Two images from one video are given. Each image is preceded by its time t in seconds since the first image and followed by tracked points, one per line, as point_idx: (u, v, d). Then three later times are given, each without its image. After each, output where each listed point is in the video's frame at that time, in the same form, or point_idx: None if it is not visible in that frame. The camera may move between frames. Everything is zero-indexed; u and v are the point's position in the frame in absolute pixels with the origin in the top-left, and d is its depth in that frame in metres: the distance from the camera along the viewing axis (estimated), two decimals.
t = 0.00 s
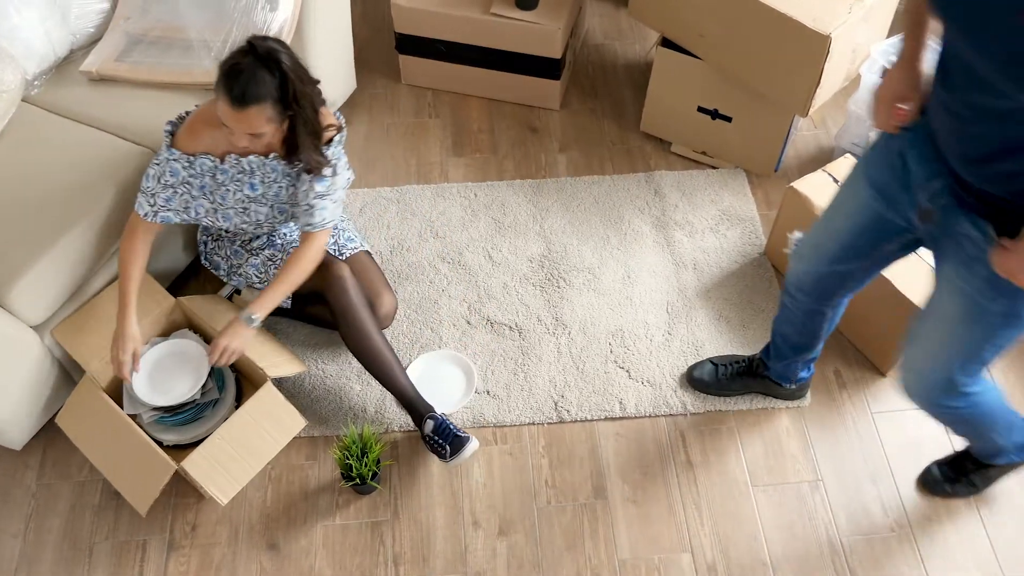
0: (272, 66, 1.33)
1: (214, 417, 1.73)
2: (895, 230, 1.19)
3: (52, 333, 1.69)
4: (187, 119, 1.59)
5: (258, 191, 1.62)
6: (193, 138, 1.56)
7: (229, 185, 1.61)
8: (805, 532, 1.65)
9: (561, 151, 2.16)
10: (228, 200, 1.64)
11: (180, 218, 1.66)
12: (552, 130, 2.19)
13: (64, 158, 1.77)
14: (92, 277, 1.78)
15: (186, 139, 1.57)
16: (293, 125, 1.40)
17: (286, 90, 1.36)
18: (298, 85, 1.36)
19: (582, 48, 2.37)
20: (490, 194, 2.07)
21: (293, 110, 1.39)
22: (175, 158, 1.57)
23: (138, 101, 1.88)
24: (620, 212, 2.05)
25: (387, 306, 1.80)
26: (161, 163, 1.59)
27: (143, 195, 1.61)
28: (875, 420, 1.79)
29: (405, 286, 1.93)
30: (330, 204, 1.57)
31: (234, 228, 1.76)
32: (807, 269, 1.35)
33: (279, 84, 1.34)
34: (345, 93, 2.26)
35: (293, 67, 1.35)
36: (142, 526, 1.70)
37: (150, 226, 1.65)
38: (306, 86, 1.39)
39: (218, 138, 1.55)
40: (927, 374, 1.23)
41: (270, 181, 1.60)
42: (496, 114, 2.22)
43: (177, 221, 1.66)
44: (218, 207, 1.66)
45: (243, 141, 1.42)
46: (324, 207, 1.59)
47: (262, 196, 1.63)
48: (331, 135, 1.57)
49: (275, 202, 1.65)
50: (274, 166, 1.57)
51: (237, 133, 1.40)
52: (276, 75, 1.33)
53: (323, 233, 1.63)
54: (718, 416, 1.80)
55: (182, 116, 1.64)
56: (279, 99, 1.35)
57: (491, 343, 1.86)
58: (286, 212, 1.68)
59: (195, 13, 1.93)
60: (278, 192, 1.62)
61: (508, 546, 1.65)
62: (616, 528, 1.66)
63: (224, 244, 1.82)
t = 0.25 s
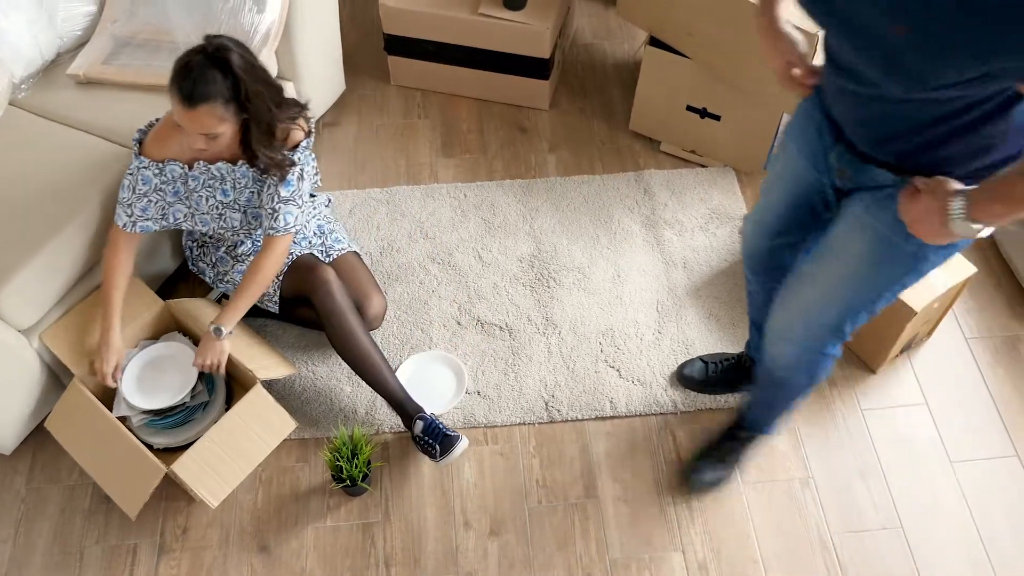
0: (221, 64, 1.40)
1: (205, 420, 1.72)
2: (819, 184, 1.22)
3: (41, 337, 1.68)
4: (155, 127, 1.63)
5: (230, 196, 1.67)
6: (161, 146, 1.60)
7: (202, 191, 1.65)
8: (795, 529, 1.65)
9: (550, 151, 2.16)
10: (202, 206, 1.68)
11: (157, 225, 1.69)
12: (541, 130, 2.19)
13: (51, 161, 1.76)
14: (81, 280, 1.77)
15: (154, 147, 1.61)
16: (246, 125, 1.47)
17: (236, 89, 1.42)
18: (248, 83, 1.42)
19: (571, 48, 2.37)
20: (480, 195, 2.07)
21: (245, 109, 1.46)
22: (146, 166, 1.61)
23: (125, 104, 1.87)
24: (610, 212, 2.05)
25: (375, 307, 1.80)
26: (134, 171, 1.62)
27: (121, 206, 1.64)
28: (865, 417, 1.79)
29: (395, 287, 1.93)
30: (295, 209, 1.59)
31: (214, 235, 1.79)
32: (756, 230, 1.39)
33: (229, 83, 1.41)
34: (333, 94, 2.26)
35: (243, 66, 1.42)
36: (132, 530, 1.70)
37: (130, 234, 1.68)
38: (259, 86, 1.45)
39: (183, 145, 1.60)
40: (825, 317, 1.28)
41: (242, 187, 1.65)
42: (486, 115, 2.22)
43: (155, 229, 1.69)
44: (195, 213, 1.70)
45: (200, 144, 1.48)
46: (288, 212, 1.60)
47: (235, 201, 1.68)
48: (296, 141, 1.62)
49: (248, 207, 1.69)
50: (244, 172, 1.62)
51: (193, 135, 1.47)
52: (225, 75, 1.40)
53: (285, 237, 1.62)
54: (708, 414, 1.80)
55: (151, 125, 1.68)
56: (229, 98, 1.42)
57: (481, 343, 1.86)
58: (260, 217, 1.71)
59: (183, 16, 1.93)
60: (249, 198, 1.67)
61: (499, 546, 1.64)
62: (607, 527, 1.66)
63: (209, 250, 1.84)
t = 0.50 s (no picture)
0: (193, 72, 1.42)
1: (195, 424, 1.72)
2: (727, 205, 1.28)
3: (30, 341, 1.67)
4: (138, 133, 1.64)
5: (218, 199, 1.67)
6: (144, 152, 1.61)
7: (189, 195, 1.66)
8: (787, 527, 1.66)
9: (540, 151, 2.16)
10: (190, 209, 1.69)
11: (145, 230, 1.69)
12: (532, 130, 2.19)
13: (39, 164, 1.75)
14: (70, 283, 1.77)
15: (138, 152, 1.62)
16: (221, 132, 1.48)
17: (209, 97, 1.44)
18: (220, 91, 1.44)
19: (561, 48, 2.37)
20: (470, 195, 2.07)
21: (220, 116, 1.47)
22: (130, 171, 1.61)
23: (113, 107, 1.87)
24: (600, 212, 2.05)
25: (367, 308, 1.79)
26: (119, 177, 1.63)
27: (106, 210, 1.64)
28: (856, 415, 1.80)
29: (385, 288, 1.93)
30: (282, 209, 1.59)
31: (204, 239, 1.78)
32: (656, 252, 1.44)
33: (201, 90, 1.43)
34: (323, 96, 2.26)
35: (216, 74, 1.43)
36: (124, 534, 1.69)
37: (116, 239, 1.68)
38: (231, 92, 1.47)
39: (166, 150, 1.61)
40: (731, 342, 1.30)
41: (229, 189, 1.65)
42: (476, 115, 2.23)
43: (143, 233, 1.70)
44: (183, 217, 1.70)
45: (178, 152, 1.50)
46: (276, 212, 1.60)
47: (223, 204, 1.68)
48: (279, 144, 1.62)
49: (236, 209, 1.69)
50: (230, 175, 1.62)
51: (172, 142, 1.49)
52: (197, 83, 1.42)
53: (274, 239, 1.63)
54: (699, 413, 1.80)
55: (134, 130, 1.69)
56: (202, 105, 1.43)
57: (472, 344, 1.86)
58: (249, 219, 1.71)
59: (171, 18, 1.93)
60: (237, 200, 1.67)
61: (491, 546, 1.64)
62: (599, 527, 1.66)
63: (200, 253, 1.84)
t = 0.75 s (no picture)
0: (183, 75, 1.41)
1: (186, 427, 1.72)
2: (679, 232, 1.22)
3: (20, 345, 1.67)
4: (127, 135, 1.63)
5: (208, 200, 1.67)
6: (133, 154, 1.60)
7: (179, 197, 1.65)
8: (779, 526, 1.66)
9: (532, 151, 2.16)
10: (180, 211, 1.68)
11: (135, 232, 1.69)
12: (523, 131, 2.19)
13: (28, 167, 1.75)
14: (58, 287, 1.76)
15: (128, 156, 1.61)
16: (214, 135, 1.47)
17: (200, 99, 1.43)
18: (212, 93, 1.43)
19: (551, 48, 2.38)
20: (462, 196, 2.08)
21: (212, 118, 1.46)
22: (120, 172, 1.61)
23: (103, 110, 1.87)
24: (592, 211, 2.05)
25: (359, 310, 1.79)
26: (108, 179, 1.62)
27: (94, 213, 1.63)
28: (847, 412, 1.80)
29: (377, 289, 1.93)
30: (272, 210, 1.59)
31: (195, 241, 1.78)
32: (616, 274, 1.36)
33: (193, 93, 1.42)
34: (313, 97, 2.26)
35: (207, 76, 1.43)
36: (116, 537, 1.69)
37: (105, 241, 1.67)
38: (222, 95, 1.46)
39: (157, 153, 1.60)
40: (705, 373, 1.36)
41: (219, 191, 1.65)
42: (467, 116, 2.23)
43: (133, 235, 1.69)
44: (173, 219, 1.70)
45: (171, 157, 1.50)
46: (266, 214, 1.60)
47: (213, 205, 1.68)
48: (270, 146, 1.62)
49: (227, 211, 1.69)
50: (220, 177, 1.62)
51: (164, 145, 1.48)
52: (188, 86, 1.41)
53: (264, 240, 1.63)
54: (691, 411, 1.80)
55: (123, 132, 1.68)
56: (194, 108, 1.43)
57: (464, 344, 1.86)
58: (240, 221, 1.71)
59: (161, 20, 1.93)
60: (227, 202, 1.67)
61: (484, 547, 1.64)
62: (592, 526, 1.66)
63: (190, 256, 1.83)
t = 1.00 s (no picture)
0: (173, 74, 1.41)
1: (178, 429, 1.71)
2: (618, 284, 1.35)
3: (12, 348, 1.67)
4: (117, 137, 1.63)
5: (198, 201, 1.66)
6: (124, 155, 1.60)
7: (169, 198, 1.65)
8: (772, 524, 1.66)
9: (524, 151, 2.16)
10: (171, 213, 1.68)
11: (126, 235, 1.68)
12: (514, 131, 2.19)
13: (18, 170, 1.74)
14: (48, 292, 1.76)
15: (118, 157, 1.61)
16: (204, 134, 1.47)
17: (190, 98, 1.43)
18: (201, 91, 1.43)
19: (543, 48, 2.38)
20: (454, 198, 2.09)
21: (202, 117, 1.46)
22: (110, 174, 1.61)
23: (93, 112, 1.86)
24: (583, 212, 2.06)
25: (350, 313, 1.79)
26: (98, 182, 1.62)
27: (85, 216, 1.63)
28: (840, 410, 1.80)
29: (370, 290, 1.94)
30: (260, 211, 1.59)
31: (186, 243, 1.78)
32: (566, 312, 1.40)
33: (182, 92, 1.42)
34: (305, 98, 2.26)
35: (196, 74, 1.43)
36: (108, 540, 1.69)
37: (95, 246, 1.67)
38: (212, 93, 1.46)
39: (147, 154, 1.60)
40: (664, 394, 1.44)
41: (209, 192, 1.65)
42: (459, 116, 2.23)
43: (123, 239, 1.69)
44: (163, 221, 1.70)
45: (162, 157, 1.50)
46: (254, 214, 1.60)
47: (203, 207, 1.68)
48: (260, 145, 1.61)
49: (217, 212, 1.69)
50: (210, 178, 1.62)
51: (154, 145, 1.48)
52: (178, 84, 1.41)
53: (253, 240, 1.63)
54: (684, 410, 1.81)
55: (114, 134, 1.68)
56: (184, 107, 1.43)
57: (456, 345, 1.87)
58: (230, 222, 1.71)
59: (151, 22, 1.92)
60: (218, 202, 1.66)
61: (477, 547, 1.64)
62: (585, 526, 1.66)
63: (182, 258, 1.83)
